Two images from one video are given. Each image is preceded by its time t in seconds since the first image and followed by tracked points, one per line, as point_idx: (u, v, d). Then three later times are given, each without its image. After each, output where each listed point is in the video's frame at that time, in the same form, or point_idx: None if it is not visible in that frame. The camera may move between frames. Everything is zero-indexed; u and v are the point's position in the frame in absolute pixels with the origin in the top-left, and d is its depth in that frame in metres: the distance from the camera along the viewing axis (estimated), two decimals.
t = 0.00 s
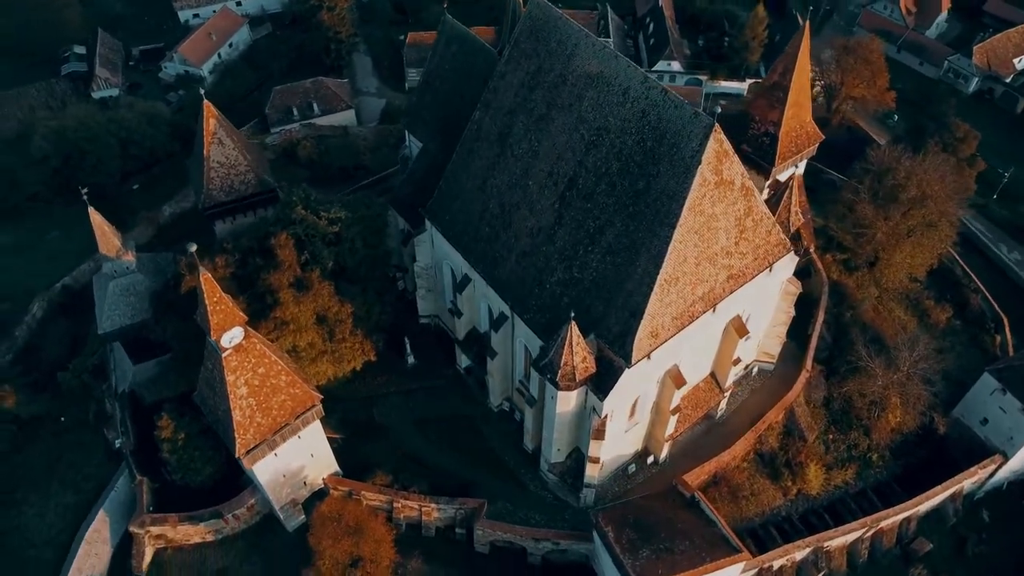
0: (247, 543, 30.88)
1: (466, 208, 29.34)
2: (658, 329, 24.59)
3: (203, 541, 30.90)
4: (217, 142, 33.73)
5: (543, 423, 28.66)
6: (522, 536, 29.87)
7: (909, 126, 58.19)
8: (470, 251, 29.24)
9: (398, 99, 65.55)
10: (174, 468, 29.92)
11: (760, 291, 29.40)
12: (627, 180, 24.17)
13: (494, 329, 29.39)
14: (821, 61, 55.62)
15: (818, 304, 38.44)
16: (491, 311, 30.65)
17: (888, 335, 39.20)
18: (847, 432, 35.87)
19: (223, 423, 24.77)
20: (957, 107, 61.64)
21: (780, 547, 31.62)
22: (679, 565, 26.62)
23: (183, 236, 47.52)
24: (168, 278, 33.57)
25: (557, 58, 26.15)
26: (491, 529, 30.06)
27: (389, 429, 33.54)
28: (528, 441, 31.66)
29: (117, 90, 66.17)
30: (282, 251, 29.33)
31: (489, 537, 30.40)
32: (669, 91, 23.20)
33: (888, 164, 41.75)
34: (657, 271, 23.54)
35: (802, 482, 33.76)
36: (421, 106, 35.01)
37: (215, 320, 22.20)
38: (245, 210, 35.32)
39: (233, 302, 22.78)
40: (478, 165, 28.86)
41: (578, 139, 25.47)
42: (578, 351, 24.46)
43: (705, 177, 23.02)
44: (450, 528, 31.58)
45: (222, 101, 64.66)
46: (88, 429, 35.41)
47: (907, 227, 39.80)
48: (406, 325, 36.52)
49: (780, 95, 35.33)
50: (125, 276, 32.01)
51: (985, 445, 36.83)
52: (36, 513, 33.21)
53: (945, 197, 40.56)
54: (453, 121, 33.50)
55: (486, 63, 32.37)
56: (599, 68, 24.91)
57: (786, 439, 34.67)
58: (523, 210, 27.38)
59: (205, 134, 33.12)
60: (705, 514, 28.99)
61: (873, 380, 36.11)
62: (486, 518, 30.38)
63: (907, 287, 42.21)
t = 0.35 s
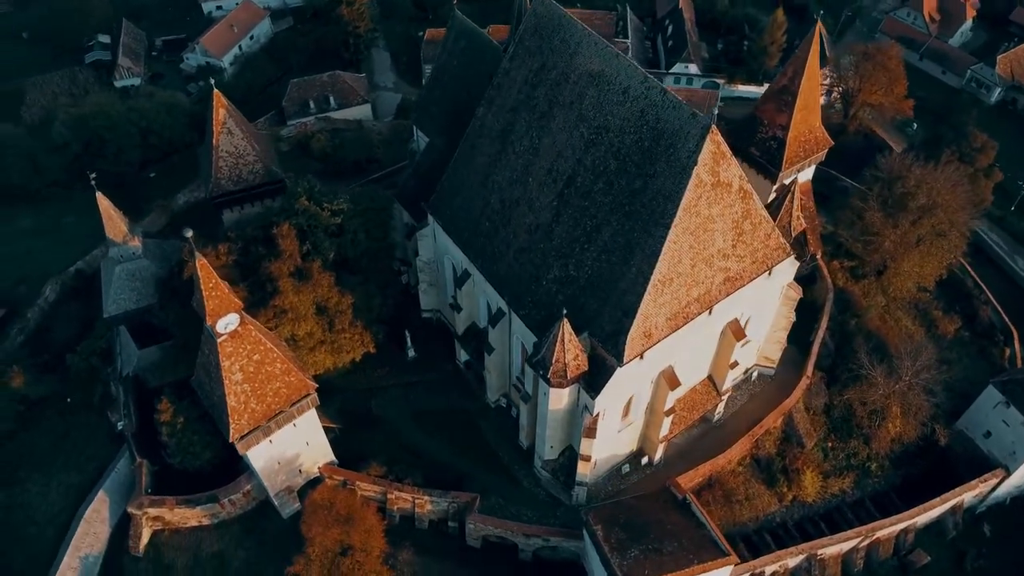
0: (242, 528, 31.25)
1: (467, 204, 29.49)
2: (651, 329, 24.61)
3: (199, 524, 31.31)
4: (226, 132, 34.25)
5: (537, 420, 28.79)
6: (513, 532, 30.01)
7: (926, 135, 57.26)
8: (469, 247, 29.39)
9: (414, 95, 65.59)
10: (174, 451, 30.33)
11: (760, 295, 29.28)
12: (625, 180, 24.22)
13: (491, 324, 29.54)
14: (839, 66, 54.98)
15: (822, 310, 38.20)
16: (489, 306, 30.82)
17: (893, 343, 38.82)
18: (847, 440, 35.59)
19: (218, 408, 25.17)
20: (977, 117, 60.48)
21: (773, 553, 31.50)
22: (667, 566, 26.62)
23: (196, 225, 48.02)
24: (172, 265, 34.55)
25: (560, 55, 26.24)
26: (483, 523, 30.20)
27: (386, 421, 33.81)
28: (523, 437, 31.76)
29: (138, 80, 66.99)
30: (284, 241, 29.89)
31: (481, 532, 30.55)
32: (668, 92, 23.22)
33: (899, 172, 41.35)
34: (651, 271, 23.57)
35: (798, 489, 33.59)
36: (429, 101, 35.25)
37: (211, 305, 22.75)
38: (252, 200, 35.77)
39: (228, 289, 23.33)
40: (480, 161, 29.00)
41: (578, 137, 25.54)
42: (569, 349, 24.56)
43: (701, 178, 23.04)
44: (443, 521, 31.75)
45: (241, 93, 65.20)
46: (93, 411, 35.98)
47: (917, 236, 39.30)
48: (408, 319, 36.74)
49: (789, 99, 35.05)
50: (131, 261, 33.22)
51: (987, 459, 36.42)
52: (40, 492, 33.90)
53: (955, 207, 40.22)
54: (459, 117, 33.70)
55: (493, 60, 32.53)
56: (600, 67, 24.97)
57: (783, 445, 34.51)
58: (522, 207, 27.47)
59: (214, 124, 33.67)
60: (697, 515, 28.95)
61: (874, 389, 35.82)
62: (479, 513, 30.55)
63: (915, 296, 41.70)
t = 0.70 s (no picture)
0: (237, 514, 31.65)
1: (467, 199, 29.63)
2: (642, 329, 24.63)
3: (195, 508, 31.75)
4: (234, 122, 34.76)
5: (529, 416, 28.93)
6: (503, 527, 30.12)
7: (944, 143, 56.10)
8: (468, 242, 29.56)
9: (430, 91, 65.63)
10: (172, 435, 30.82)
11: (757, 300, 29.19)
12: (620, 179, 24.28)
13: (487, 320, 29.73)
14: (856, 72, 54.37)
15: (824, 317, 37.97)
16: (486, 302, 31.04)
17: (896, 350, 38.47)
18: (845, 448, 35.32)
19: (213, 394, 25.55)
20: (997, 128, 59.41)
21: (764, 558, 31.41)
22: (652, 567, 26.66)
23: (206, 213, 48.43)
24: (177, 252, 35.38)
25: (561, 53, 26.34)
26: (473, 517, 30.34)
27: (384, 412, 34.11)
28: (517, 433, 31.88)
29: (159, 69, 67.70)
30: (286, 232, 30.54)
31: (471, 526, 30.70)
32: (665, 92, 23.25)
33: (908, 180, 40.83)
34: (643, 271, 23.61)
35: (793, 495, 33.44)
36: (436, 98, 35.53)
37: (206, 292, 23.32)
38: (258, 190, 36.17)
39: (223, 275, 23.97)
40: (481, 157, 29.14)
41: (577, 135, 25.61)
42: (560, 345, 24.60)
43: (695, 179, 23.07)
44: (436, 514, 31.93)
45: (259, 85, 65.67)
46: (99, 394, 36.56)
47: (923, 245, 38.87)
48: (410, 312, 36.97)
49: (797, 103, 34.88)
50: (137, 247, 34.28)
51: (987, 472, 36.00)
52: (43, 471, 34.48)
53: (966, 217, 39.67)
54: (464, 113, 33.87)
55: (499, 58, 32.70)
56: (600, 65, 25.02)
57: (779, 450, 34.35)
58: (520, 204, 27.58)
59: (223, 114, 34.18)
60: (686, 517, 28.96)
61: (874, 397, 35.51)
62: (470, 506, 30.67)
63: (921, 305, 41.26)
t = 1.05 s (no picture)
0: (232, 500, 32.05)
1: (466, 195, 29.79)
2: (634, 328, 24.67)
3: (191, 493, 32.18)
4: (241, 113, 35.29)
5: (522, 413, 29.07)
6: (493, 521, 30.27)
7: (961, 151, 55.08)
8: (466, 237, 29.69)
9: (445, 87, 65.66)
10: (170, 420, 31.31)
11: (754, 304, 29.11)
12: (616, 177, 24.36)
13: (483, 316, 29.89)
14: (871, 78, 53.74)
15: (825, 323, 37.73)
16: (483, 298, 31.21)
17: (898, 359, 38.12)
18: (842, 455, 35.09)
19: (208, 380, 25.96)
20: (1016, 137, 58.34)
21: (755, 562, 31.34)
22: (638, 566, 26.71)
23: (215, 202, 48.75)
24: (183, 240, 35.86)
25: (562, 52, 26.44)
26: (463, 511, 30.50)
27: (381, 405, 34.35)
28: (511, 429, 31.98)
29: (178, 60, 68.29)
30: (286, 223, 30.99)
31: (462, 520, 30.87)
32: (662, 92, 23.29)
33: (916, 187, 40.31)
34: (635, 270, 23.66)
35: (787, 500, 33.32)
36: (442, 94, 35.72)
37: (200, 279, 24.34)
38: (264, 180, 36.66)
39: (219, 264, 24.97)
40: (481, 153, 29.32)
41: (574, 133, 25.71)
42: (550, 342, 24.70)
43: (689, 180, 23.12)
44: (428, 507, 32.12)
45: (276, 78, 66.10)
46: (104, 378, 37.13)
47: (929, 253, 38.36)
48: (411, 306, 37.15)
49: (803, 107, 34.62)
50: (141, 235, 34.75)
51: (987, 484, 35.56)
52: (46, 451, 35.08)
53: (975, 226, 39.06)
54: (468, 108, 33.99)
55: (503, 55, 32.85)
56: (599, 64, 25.09)
57: (774, 455, 34.24)
58: (518, 201, 27.71)
59: (230, 105, 34.71)
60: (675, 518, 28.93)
61: (872, 405, 35.25)
62: (461, 500, 30.81)
63: (927, 314, 40.81)
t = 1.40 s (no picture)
0: (228, 486, 32.48)
1: (466, 191, 29.97)
2: (625, 328, 24.70)
3: (189, 478, 32.65)
4: (249, 104, 36.01)
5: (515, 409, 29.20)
6: (483, 516, 30.42)
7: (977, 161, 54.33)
8: (464, 233, 29.84)
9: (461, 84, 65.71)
10: (170, 405, 31.73)
11: (750, 307, 29.00)
12: (611, 176, 24.44)
13: (479, 311, 30.06)
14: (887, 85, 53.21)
15: (826, 330, 37.52)
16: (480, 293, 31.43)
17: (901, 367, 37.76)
18: (839, 464, 34.84)
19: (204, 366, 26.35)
20: None
21: (744, 567, 31.30)
22: (623, 566, 26.78)
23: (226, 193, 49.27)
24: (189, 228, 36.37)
25: (563, 50, 26.56)
26: (454, 505, 30.66)
27: (378, 397, 34.63)
28: (506, 426, 32.11)
29: (198, 52, 68.98)
30: (288, 213, 31.44)
31: (453, 513, 31.03)
32: (658, 92, 23.34)
33: (924, 196, 39.87)
34: (626, 270, 23.71)
35: (780, 506, 33.20)
36: (448, 90, 36.00)
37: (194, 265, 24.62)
38: (270, 171, 37.17)
39: (216, 253, 25.81)
40: (481, 149, 29.50)
41: (572, 131, 25.81)
42: (541, 339, 24.80)
43: (682, 180, 23.16)
44: (420, 500, 32.35)
45: (292, 72, 66.53)
46: (110, 362, 37.72)
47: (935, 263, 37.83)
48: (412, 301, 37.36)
49: (808, 111, 34.37)
50: (148, 220, 36.06)
51: (985, 498, 35.15)
52: (50, 432, 35.77)
53: (984, 236, 38.50)
54: (473, 104, 34.16)
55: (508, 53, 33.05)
56: (599, 63, 25.17)
57: (769, 460, 34.11)
58: (515, 198, 27.85)
59: (238, 96, 35.43)
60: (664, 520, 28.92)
61: (870, 414, 35.00)
62: (452, 494, 30.97)
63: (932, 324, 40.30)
